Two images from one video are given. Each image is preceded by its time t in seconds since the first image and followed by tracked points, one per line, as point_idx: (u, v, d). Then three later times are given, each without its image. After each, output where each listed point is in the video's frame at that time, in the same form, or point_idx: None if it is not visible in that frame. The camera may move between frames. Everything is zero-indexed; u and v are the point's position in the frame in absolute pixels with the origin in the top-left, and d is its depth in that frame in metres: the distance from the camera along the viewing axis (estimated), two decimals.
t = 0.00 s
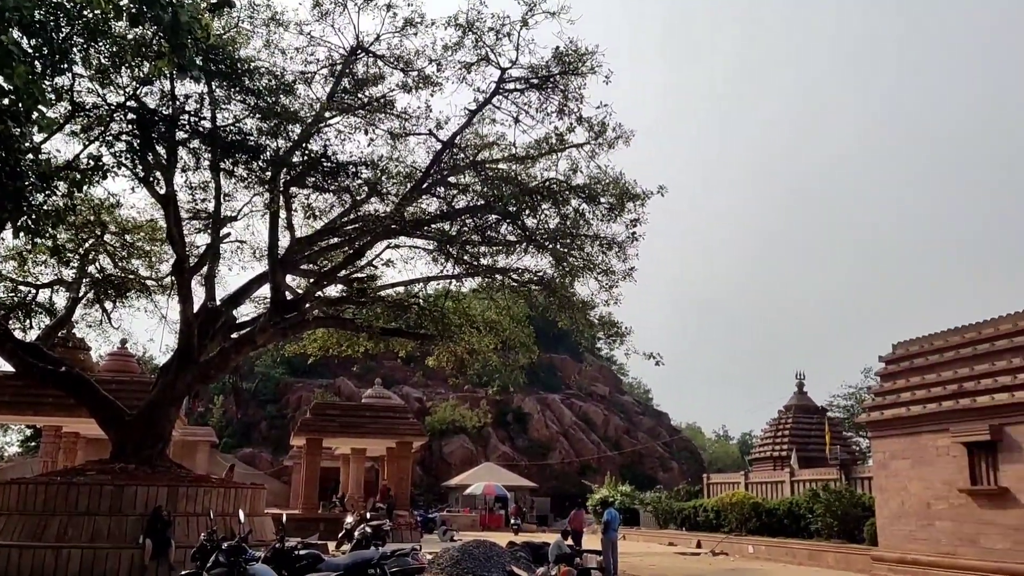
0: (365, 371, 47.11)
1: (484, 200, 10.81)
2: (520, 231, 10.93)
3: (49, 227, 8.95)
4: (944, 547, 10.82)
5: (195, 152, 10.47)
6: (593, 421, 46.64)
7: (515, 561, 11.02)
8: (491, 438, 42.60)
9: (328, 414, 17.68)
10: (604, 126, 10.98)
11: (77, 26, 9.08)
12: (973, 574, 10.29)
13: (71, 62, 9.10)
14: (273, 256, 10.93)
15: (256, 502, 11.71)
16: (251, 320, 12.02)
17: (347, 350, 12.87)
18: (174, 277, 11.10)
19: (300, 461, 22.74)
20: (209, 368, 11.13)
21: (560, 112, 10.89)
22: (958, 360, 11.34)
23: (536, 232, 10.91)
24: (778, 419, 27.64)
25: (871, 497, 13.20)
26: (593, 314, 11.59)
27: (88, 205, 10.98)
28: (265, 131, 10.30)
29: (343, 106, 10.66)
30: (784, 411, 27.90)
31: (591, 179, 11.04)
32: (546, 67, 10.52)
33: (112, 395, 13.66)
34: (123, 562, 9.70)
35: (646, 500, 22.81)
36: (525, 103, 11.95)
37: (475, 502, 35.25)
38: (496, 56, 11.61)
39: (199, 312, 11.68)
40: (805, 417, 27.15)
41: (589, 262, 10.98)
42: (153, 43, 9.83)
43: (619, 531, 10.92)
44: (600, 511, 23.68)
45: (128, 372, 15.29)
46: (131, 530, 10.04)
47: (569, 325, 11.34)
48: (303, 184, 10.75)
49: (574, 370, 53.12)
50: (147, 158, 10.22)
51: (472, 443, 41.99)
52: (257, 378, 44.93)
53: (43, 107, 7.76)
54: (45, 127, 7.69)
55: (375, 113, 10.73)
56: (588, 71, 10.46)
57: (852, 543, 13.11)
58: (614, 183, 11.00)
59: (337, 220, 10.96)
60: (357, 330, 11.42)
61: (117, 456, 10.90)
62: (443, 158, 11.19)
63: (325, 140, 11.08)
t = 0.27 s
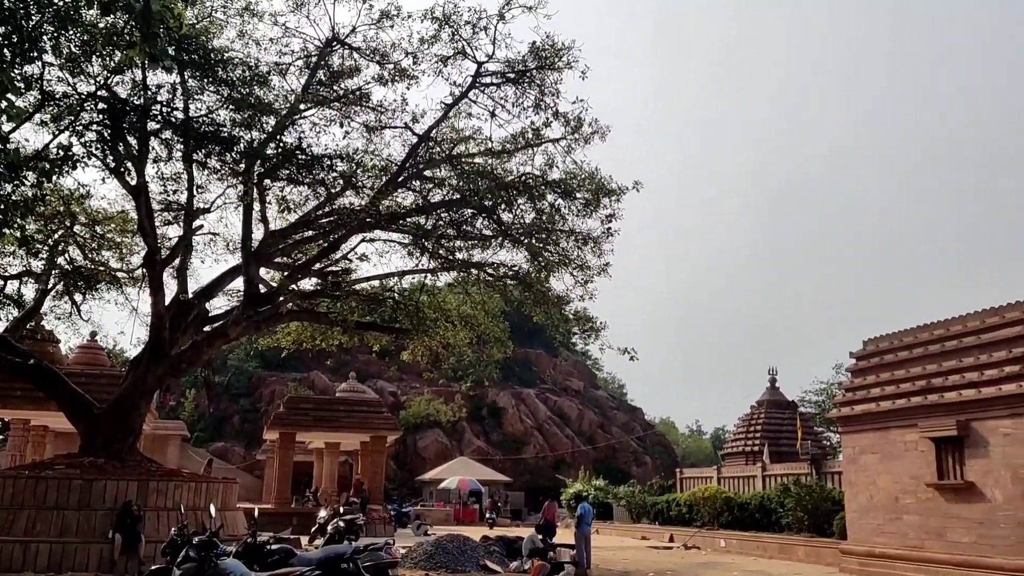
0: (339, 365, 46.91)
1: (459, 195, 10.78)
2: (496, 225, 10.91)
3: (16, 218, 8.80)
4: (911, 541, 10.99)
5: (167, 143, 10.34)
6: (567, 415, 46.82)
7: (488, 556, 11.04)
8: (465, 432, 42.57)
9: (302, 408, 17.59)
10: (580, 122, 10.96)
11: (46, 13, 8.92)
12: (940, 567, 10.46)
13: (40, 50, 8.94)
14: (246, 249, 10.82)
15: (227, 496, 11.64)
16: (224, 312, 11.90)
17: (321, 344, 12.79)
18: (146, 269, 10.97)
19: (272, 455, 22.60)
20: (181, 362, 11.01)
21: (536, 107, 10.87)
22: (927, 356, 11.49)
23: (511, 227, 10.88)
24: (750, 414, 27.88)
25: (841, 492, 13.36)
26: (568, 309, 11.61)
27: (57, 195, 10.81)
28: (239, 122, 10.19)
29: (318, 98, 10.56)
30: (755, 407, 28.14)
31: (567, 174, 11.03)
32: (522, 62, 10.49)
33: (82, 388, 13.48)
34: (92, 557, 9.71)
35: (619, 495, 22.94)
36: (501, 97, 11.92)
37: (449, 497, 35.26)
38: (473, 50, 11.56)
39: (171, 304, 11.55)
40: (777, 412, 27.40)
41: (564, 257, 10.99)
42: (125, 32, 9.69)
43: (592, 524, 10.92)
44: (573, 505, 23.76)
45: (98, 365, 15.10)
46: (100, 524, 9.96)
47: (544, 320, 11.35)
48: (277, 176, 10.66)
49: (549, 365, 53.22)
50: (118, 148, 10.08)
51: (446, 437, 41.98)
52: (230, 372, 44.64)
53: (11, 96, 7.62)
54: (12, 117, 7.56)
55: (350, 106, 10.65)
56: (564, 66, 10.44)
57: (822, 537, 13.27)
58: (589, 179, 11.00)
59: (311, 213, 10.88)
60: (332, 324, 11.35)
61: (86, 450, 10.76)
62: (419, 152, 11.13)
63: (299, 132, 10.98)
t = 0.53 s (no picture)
0: (313, 359, 46.66)
1: (435, 189, 10.74)
2: (471, 220, 10.89)
3: None
4: (880, 534, 11.15)
5: (139, 134, 10.21)
6: (542, 410, 46.92)
7: (461, 550, 11.04)
8: (440, 427, 42.54)
9: (275, 402, 17.50)
10: (556, 117, 10.94)
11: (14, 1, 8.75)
12: (907, 560, 10.62)
13: (8, 38, 8.78)
14: (219, 242, 10.70)
15: (199, 491, 11.55)
16: (196, 306, 11.77)
17: (296, 338, 12.72)
18: (116, 262, 10.83)
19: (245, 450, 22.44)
20: (152, 355, 10.89)
21: (512, 102, 10.86)
22: (897, 353, 11.64)
23: (487, 222, 10.87)
24: (723, 410, 28.09)
25: (811, 487, 13.51)
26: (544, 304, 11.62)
27: (25, 186, 10.63)
28: (212, 114, 10.08)
29: (293, 90, 10.48)
30: (728, 403, 28.36)
31: (543, 169, 11.02)
32: (499, 57, 10.47)
33: (50, 382, 13.29)
34: (60, 552, 9.58)
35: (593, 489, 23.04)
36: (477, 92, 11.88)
37: (423, 491, 35.23)
38: (449, 44, 11.52)
39: (142, 297, 11.41)
40: (750, 408, 27.62)
41: (539, 252, 10.99)
42: (96, 20, 9.54)
43: (566, 519, 10.89)
44: (548, 500, 23.82)
45: (67, 359, 14.89)
46: (69, 519, 9.84)
47: (520, 314, 11.35)
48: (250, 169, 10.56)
49: (524, 360, 53.27)
50: (88, 139, 9.93)
51: (420, 432, 41.91)
52: (202, 366, 44.28)
53: None
54: None
55: (325, 98, 10.58)
56: (540, 61, 10.42)
57: (793, 531, 13.42)
58: (565, 174, 11.00)
59: (285, 206, 10.80)
60: (306, 318, 11.27)
61: (54, 444, 10.61)
62: (395, 146, 11.08)
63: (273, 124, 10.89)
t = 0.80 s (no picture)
0: (288, 354, 46.38)
1: (410, 183, 10.70)
2: (446, 215, 10.86)
3: None
4: (850, 529, 11.28)
5: (109, 125, 10.07)
6: (517, 406, 46.99)
7: (435, 545, 11.02)
8: (414, 422, 42.46)
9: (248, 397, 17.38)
10: (532, 113, 10.91)
11: None
12: (876, 554, 10.76)
13: None
14: (191, 235, 10.58)
15: (170, 486, 11.46)
16: (168, 299, 11.63)
17: (270, 332, 12.63)
18: (86, 254, 10.69)
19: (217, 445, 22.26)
20: (123, 350, 10.75)
21: (487, 97, 10.83)
22: (867, 350, 11.78)
23: (462, 217, 10.84)
24: (696, 406, 28.26)
25: (783, 482, 13.64)
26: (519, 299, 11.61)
27: None
28: (184, 105, 9.97)
29: (267, 83, 10.38)
30: (701, 399, 28.54)
31: (518, 164, 11.00)
32: (475, 51, 10.44)
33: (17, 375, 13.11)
34: (28, 548, 9.49)
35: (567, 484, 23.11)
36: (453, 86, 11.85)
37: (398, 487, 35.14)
38: (425, 37, 11.47)
39: (112, 290, 11.26)
40: (724, 404, 27.81)
41: (515, 247, 10.98)
42: (65, 9, 9.40)
43: (541, 514, 10.78)
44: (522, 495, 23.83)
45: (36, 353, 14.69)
46: (37, 515, 9.74)
47: (495, 309, 11.33)
48: (224, 161, 10.45)
49: (499, 355, 53.28)
50: (57, 130, 9.79)
51: (395, 427, 41.78)
52: (175, 361, 43.87)
53: None
54: None
55: (300, 91, 10.49)
56: (516, 56, 10.41)
57: (764, 525, 13.55)
58: (541, 169, 11.00)
59: (259, 199, 10.71)
60: (279, 312, 11.19)
61: (22, 439, 10.48)
62: (370, 139, 11.02)
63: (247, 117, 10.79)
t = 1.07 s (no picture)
0: (257, 350, 46.00)
1: (382, 179, 10.65)
2: (418, 211, 10.82)
3: None
4: (815, 524, 11.43)
5: (75, 116, 9.91)
6: (488, 402, 47.04)
7: (405, 542, 10.99)
8: (385, 418, 42.34)
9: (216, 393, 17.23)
10: (505, 110, 10.90)
11: None
12: (841, 549, 10.91)
13: None
14: (159, 229, 10.43)
15: (136, 483, 11.33)
16: (134, 294, 11.45)
17: (239, 327, 12.53)
18: (50, 247, 10.52)
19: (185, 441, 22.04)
20: (87, 345, 10.58)
21: (460, 93, 10.80)
22: (834, 348, 11.94)
23: (433, 213, 10.80)
24: (666, 403, 28.47)
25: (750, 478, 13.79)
26: (491, 296, 11.60)
27: None
28: (152, 97, 9.83)
29: (237, 75, 10.28)
30: (670, 396, 28.77)
31: (490, 161, 10.99)
32: (447, 47, 10.41)
33: None
34: None
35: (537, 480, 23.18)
36: (425, 82, 11.81)
37: (368, 484, 35.03)
38: (398, 32, 11.42)
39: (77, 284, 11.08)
40: (692, 401, 28.06)
41: (486, 244, 10.97)
42: None
43: (510, 510, 10.82)
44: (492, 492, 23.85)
45: None
46: None
47: (466, 306, 11.32)
48: (192, 154, 10.33)
49: (470, 352, 53.28)
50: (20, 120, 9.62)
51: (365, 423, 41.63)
52: (142, 356, 43.33)
53: None
54: None
55: (270, 84, 10.40)
56: (489, 52, 10.40)
57: (732, 521, 13.69)
58: (513, 166, 11.00)
59: (228, 193, 10.60)
60: (248, 307, 11.08)
61: None
62: (341, 134, 10.95)
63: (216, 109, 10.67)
